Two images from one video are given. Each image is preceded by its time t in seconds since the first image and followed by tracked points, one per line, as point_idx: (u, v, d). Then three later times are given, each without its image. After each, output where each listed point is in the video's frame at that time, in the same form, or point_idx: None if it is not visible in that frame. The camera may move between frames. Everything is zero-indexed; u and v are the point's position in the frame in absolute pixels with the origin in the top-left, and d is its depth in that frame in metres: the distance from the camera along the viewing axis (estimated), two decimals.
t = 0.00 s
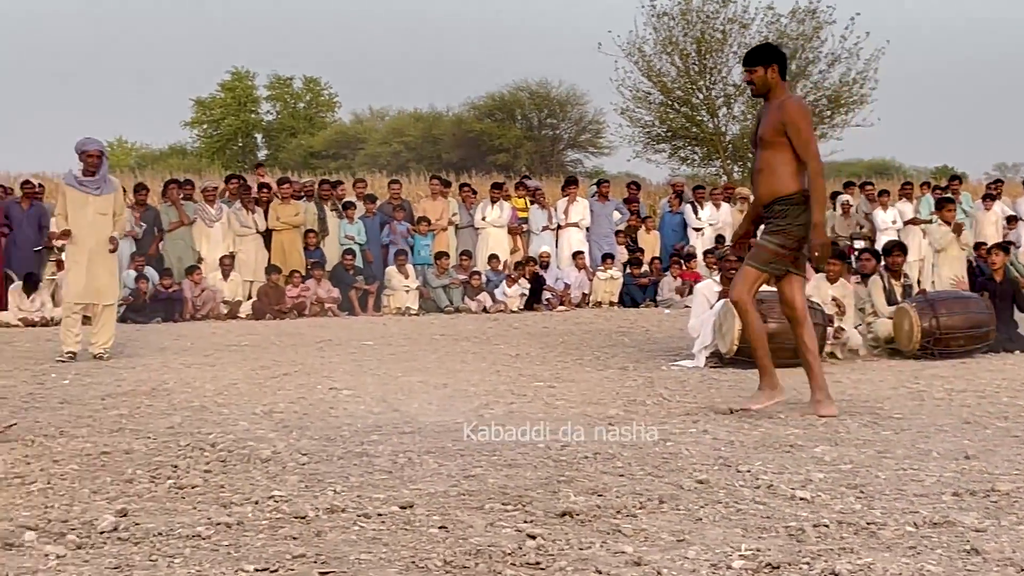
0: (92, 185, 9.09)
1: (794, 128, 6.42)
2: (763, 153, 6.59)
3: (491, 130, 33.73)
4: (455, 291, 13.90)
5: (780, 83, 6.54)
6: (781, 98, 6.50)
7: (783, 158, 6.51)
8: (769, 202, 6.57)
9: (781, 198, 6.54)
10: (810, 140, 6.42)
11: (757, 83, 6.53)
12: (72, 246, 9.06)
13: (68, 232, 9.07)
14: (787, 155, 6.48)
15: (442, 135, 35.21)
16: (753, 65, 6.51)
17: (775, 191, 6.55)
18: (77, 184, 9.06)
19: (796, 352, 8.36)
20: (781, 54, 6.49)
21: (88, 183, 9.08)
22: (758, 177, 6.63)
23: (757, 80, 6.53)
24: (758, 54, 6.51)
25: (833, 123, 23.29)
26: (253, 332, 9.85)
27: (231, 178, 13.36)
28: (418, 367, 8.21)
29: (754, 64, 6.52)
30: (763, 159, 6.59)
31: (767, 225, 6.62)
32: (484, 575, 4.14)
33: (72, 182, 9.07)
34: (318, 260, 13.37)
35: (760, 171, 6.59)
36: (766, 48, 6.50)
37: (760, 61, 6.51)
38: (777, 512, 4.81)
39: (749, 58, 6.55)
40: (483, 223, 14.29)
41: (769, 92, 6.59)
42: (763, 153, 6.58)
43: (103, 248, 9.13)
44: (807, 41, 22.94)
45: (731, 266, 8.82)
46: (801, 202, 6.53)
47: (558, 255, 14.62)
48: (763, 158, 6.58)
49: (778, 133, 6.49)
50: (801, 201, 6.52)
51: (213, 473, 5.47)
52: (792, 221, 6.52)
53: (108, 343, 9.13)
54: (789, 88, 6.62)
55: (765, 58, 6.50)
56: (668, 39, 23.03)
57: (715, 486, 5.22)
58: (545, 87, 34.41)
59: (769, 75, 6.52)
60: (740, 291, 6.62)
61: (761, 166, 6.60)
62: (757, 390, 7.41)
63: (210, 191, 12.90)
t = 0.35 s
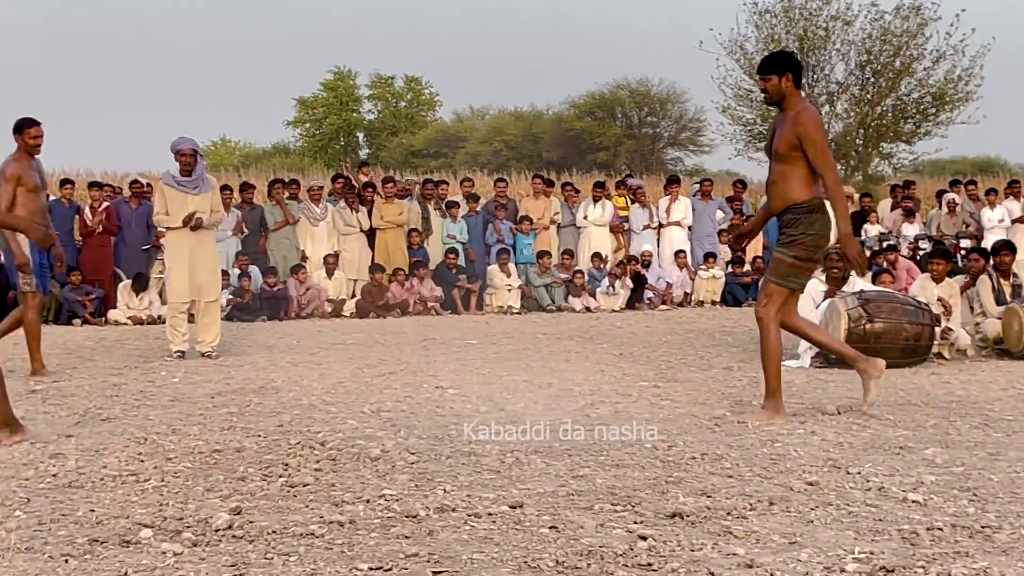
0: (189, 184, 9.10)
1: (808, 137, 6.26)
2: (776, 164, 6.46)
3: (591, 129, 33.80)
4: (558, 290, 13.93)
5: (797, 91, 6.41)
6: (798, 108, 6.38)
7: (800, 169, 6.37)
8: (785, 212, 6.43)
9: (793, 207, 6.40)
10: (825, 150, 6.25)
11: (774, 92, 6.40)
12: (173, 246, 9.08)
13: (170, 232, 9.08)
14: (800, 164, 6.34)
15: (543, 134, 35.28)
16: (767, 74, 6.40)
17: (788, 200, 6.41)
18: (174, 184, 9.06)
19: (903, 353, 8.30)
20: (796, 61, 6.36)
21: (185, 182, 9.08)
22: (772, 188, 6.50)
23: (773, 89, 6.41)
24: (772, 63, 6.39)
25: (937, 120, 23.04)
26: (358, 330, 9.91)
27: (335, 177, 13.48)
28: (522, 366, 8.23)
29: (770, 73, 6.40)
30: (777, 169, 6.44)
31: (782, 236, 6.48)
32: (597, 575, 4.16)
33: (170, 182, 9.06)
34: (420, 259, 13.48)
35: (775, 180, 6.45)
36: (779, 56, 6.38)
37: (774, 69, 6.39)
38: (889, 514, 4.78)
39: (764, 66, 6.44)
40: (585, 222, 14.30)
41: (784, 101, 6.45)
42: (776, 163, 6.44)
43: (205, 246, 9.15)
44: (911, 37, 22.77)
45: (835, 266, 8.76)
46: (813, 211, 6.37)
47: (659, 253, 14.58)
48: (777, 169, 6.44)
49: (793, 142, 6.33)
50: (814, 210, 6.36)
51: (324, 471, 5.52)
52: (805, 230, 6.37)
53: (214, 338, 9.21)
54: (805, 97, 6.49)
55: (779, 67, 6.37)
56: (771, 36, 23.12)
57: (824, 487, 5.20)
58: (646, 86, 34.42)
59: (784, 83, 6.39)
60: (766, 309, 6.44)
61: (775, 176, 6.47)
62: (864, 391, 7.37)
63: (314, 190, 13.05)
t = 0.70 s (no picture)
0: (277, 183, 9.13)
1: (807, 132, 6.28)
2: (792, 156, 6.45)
3: (683, 127, 33.71)
4: (650, 287, 13.95)
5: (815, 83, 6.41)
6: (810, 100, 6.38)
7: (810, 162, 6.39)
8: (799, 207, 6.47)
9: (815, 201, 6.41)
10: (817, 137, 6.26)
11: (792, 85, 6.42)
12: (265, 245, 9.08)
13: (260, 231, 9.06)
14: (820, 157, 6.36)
15: (635, 131, 35.21)
16: (786, 65, 6.39)
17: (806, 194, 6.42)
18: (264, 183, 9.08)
19: (1003, 351, 8.24)
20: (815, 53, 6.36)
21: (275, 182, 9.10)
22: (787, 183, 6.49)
23: (790, 82, 6.41)
24: (790, 54, 6.38)
25: None
26: (453, 328, 9.95)
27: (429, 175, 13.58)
28: (617, 363, 8.23)
29: (788, 64, 6.40)
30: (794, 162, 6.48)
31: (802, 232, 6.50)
32: (699, 573, 4.15)
33: (260, 182, 9.09)
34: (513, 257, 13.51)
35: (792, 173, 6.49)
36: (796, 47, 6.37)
37: (792, 60, 6.38)
38: (994, 514, 4.74)
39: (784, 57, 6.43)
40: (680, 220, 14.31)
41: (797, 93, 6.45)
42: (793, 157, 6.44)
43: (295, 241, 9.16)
44: (1008, 33, 22.51)
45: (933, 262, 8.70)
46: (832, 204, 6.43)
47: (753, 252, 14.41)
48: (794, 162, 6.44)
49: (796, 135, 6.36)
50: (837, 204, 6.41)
51: (423, 467, 5.56)
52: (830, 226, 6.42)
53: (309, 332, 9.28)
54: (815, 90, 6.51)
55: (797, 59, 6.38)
56: (865, 33, 23.11)
57: (927, 486, 5.16)
58: (739, 83, 34.27)
59: (801, 75, 6.39)
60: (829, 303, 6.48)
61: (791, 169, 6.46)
62: (964, 389, 7.30)
63: (410, 189, 13.13)
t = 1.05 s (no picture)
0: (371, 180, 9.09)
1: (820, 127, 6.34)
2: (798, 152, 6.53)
3: (769, 124, 33.57)
4: (739, 285, 13.88)
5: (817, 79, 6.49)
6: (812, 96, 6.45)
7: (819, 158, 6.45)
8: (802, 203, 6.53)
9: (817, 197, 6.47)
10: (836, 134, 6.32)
11: (793, 81, 6.49)
12: (359, 241, 9.09)
13: (352, 228, 9.08)
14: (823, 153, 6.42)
15: (721, 128, 35.08)
16: (787, 62, 6.49)
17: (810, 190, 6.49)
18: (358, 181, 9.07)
19: None
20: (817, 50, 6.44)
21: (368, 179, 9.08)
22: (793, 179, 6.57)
23: (793, 78, 6.49)
24: (793, 51, 6.47)
25: None
26: (541, 325, 9.97)
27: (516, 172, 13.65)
28: (706, 361, 8.22)
29: (789, 62, 6.49)
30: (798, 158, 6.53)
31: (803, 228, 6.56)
32: (802, 572, 4.13)
33: (351, 179, 9.04)
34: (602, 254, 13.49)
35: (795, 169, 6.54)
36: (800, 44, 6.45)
37: (794, 57, 6.47)
38: None
39: (784, 54, 6.50)
40: (770, 217, 14.22)
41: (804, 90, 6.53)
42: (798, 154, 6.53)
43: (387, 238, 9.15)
44: None
45: None
46: (837, 201, 6.48)
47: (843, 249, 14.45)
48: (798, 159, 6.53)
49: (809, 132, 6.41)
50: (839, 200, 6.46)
51: (519, 465, 5.58)
52: (829, 222, 6.47)
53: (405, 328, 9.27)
54: (825, 87, 6.57)
55: (798, 55, 6.46)
56: (956, 28, 22.96)
57: None
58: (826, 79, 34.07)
59: (804, 71, 6.47)
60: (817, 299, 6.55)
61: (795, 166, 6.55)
62: None
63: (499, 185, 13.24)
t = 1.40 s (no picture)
0: (465, 181, 9.25)
1: (837, 123, 6.24)
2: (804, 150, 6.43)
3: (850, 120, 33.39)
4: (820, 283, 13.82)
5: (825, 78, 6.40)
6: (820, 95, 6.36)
7: (828, 156, 6.34)
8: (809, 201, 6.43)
9: (819, 195, 6.38)
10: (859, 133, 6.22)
11: (800, 79, 6.41)
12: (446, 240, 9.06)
13: (441, 226, 9.04)
14: (829, 152, 6.32)
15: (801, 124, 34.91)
16: (794, 61, 6.41)
17: (814, 188, 6.39)
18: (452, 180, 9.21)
19: None
20: (823, 49, 6.36)
21: (461, 178, 9.22)
22: (798, 176, 6.48)
23: (800, 77, 6.41)
24: (800, 49, 6.39)
25: None
26: (621, 323, 9.96)
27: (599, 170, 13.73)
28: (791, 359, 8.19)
29: (797, 60, 6.41)
30: (804, 156, 6.42)
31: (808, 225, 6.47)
32: (894, 571, 4.11)
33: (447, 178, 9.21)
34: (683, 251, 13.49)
35: (802, 167, 6.43)
36: (807, 43, 6.38)
37: (801, 55, 6.38)
38: None
39: (791, 53, 6.43)
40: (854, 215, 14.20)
41: (812, 89, 6.44)
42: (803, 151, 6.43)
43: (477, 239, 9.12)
44: None
45: None
46: (840, 199, 6.35)
47: (927, 246, 14.37)
48: (802, 156, 6.43)
49: (820, 129, 6.30)
50: (839, 199, 6.34)
51: (606, 461, 5.58)
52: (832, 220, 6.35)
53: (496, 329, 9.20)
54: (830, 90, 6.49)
55: (806, 53, 6.38)
56: None
57: None
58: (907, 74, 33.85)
59: (811, 70, 6.39)
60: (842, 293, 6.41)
61: (801, 164, 6.45)
62: None
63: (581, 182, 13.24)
